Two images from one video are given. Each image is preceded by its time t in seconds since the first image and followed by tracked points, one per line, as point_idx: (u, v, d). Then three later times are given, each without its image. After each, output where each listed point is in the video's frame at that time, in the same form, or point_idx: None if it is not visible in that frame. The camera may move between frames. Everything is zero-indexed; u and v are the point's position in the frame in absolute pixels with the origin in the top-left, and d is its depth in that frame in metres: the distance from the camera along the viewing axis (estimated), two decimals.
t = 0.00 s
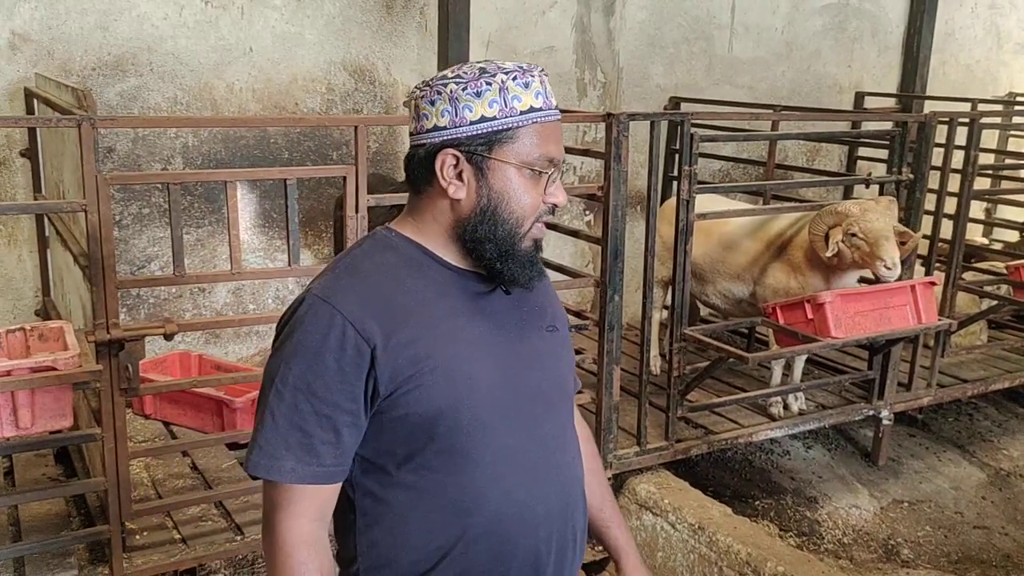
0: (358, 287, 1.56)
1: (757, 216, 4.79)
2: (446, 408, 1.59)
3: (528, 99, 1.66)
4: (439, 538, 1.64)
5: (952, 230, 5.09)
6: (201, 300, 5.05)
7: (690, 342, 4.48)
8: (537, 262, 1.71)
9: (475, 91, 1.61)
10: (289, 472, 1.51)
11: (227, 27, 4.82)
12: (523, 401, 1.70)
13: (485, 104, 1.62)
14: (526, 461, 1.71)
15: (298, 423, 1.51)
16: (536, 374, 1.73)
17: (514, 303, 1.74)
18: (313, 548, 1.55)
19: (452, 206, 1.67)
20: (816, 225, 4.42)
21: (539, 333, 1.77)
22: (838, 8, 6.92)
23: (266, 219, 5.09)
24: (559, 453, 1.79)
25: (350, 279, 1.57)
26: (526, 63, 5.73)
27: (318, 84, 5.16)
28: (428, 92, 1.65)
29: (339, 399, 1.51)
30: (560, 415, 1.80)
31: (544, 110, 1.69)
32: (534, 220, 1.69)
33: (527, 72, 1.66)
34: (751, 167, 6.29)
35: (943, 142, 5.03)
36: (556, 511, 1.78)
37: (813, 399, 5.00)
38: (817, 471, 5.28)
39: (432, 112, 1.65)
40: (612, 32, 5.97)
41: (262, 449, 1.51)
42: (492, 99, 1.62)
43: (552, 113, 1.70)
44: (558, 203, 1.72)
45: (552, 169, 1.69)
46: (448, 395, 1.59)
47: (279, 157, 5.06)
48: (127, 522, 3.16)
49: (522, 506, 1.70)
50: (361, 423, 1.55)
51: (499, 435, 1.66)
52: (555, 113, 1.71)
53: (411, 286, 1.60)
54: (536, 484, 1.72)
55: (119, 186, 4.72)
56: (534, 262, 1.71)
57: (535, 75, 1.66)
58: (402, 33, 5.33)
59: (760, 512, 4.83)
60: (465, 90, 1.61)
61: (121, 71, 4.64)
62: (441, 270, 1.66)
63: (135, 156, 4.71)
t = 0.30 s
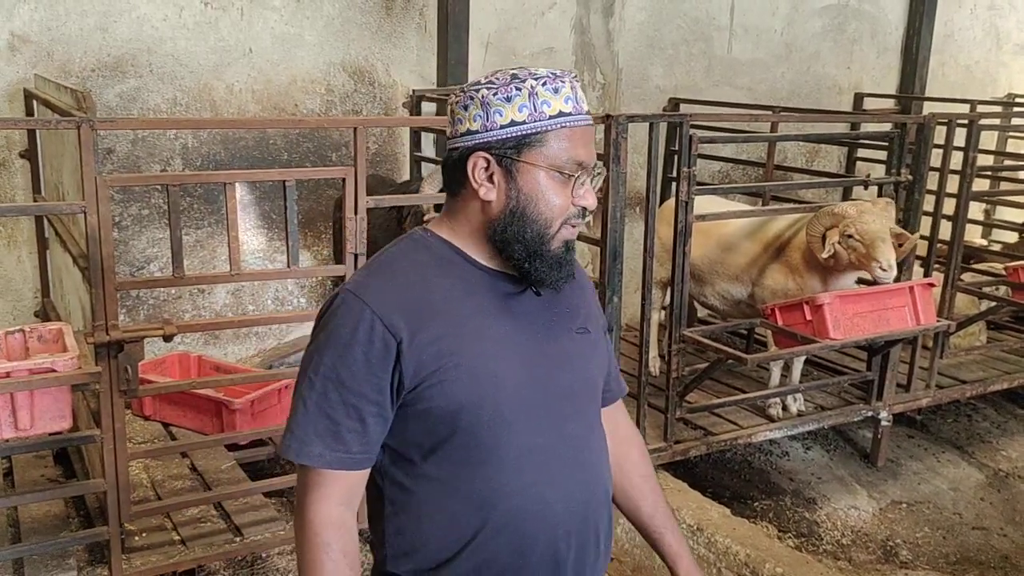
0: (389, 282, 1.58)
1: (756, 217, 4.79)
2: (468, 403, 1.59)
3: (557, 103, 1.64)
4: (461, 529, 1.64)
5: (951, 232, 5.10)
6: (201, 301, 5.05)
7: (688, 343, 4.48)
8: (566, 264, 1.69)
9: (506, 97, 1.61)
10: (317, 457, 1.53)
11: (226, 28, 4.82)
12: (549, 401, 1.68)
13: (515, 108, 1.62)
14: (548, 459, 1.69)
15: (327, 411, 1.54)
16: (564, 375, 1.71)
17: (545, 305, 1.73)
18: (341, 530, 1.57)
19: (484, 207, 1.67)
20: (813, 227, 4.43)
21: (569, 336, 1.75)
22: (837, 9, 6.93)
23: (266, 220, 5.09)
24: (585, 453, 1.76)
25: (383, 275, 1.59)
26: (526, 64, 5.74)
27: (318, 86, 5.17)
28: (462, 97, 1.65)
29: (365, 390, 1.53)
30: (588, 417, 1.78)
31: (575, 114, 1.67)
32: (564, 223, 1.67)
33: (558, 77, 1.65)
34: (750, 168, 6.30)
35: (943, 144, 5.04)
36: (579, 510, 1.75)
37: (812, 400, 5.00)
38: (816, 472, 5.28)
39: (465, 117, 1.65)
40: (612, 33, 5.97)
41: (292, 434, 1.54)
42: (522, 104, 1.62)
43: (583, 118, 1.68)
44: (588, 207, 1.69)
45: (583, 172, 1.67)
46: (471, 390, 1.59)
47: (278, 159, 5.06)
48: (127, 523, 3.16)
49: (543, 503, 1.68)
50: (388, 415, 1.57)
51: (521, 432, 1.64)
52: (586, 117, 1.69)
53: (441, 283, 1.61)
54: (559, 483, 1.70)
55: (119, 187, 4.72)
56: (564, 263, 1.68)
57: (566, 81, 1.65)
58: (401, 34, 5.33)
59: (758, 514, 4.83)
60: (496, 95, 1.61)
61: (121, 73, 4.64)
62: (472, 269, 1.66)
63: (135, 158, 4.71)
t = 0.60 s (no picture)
0: (405, 275, 1.60)
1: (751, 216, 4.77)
2: (475, 395, 1.58)
3: (520, 90, 1.61)
4: (467, 521, 1.62)
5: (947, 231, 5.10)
6: (196, 301, 5.05)
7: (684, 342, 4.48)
8: (543, 252, 1.59)
9: (477, 91, 1.66)
10: (328, 439, 1.55)
11: (221, 28, 4.82)
12: (560, 397, 1.66)
13: (484, 100, 1.64)
14: (556, 456, 1.65)
15: (340, 397, 1.56)
16: (577, 372, 1.69)
17: (560, 305, 1.72)
18: (352, 511, 1.59)
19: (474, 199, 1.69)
20: (807, 226, 4.43)
21: (584, 336, 1.72)
22: (832, 9, 6.93)
23: (261, 220, 5.09)
24: (597, 451, 1.72)
25: (399, 268, 1.61)
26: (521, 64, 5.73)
27: (313, 86, 5.16)
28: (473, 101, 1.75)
29: (377, 377, 1.55)
30: (602, 417, 1.74)
31: (540, 101, 1.61)
32: (534, 209, 1.60)
33: (525, 65, 1.62)
34: (746, 167, 6.31)
35: (938, 143, 5.04)
36: (586, 509, 1.70)
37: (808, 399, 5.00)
38: (811, 471, 5.29)
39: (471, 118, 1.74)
40: (607, 33, 5.97)
41: (306, 417, 1.57)
42: (488, 95, 1.64)
43: (553, 104, 1.62)
44: (563, 193, 1.59)
45: (552, 157, 1.60)
46: (478, 383, 1.58)
47: (273, 159, 5.06)
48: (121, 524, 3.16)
49: (547, 499, 1.65)
50: (399, 402, 1.58)
51: (529, 427, 1.62)
52: (558, 103, 1.62)
53: (455, 277, 1.62)
54: (567, 481, 1.67)
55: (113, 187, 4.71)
56: (541, 251, 1.59)
57: (530, 67, 1.61)
58: (396, 34, 5.33)
59: (754, 513, 4.84)
60: (473, 91, 1.67)
61: (115, 73, 4.63)
62: (484, 266, 1.67)
63: (129, 159, 4.70)
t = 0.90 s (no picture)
0: (396, 274, 1.61)
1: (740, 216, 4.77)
2: (462, 393, 1.59)
3: (487, 96, 1.61)
4: (454, 517, 1.62)
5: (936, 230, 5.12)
6: (187, 304, 5.04)
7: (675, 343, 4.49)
8: (516, 255, 1.60)
9: (454, 98, 1.68)
10: (320, 435, 1.57)
11: (210, 30, 4.81)
12: (549, 396, 1.65)
13: (459, 108, 1.66)
14: (543, 455, 1.65)
15: (331, 393, 1.59)
16: (566, 372, 1.67)
17: (552, 305, 1.71)
18: (344, 506, 1.61)
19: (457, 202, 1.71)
20: (797, 225, 4.44)
21: (575, 336, 1.71)
22: (822, 9, 6.96)
23: (251, 222, 5.08)
24: (586, 451, 1.71)
25: (392, 266, 1.63)
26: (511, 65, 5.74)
27: (303, 88, 5.16)
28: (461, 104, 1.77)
29: (366, 373, 1.57)
30: (593, 417, 1.73)
31: (507, 106, 1.61)
32: (507, 214, 1.61)
33: (493, 71, 1.62)
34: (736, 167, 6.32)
35: (927, 142, 5.06)
36: (574, 509, 1.69)
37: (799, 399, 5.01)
38: (803, 470, 5.31)
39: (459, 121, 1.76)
40: (597, 34, 5.98)
41: (298, 412, 1.60)
42: (462, 102, 1.66)
43: (521, 109, 1.62)
44: (532, 198, 1.60)
45: (522, 163, 1.60)
46: (465, 381, 1.59)
47: (263, 161, 5.05)
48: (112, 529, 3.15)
49: (534, 498, 1.64)
50: (389, 399, 1.60)
51: (516, 425, 1.62)
52: (525, 108, 1.62)
53: (446, 275, 1.63)
54: (555, 480, 1.66)
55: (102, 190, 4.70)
56: (515, 255, 1.60)
57: (495, 72, 1.61)
58: (386, 36, 5.33)
59: (746, 512, 4.85)
60: (452, 97, 1.69)
61: (104, 76, 4.61)
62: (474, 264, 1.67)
63: (119, 162, 4.69)
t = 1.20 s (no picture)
0: (393, 279, 1.62)
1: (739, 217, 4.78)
2: (457, 397, 1.59)
3: (477, 102, 1.62)
4: (449, 519, 1.62)
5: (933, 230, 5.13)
6: (185, 307, 5.04)
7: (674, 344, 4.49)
8: (509, 262, 1.60)
9: (446, 105, 1.69)
10: (317, 438, 1.58)
11: (207, 32, 4.79)
12: (545, 400, 1.65)
13: (450, 115, 1.67)
14: (538, 459, 1.65)
15: (328, 397, 1.59)
16: (562, 376, 1.67)
17: (548, 309, 1.71)
18: (339, 508, 1.62)
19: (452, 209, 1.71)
20: (794, 226, 4.45)
21: (571, 340, 1.70)
22: (818, 9, 6.97)
23: (249, 225, 5.08)
24: (582, 455, 1.71)
25: (388, 272, 1.64)
26: (508, 66, 5.74)
27: (300, 90, 5.15)
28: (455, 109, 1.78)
29: (362, 377, 1.58)
30: (589, 421, 1.73)
31: (496, 113, 1.62)
32: (499, 220, 1.61)
33: (482, 77, 1.63)
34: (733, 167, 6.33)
35: (923, 142, 5.07)
36: (569, 513, 1.69)
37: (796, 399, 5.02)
38: (801, 471, 5.32)
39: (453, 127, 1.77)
40: (594, 35, 5.98)
41: (296, 415, 1.61)
42: (453, 109, 1.66)
43: (510, 115, 1.62)
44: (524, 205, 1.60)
45: (512, 169, 1.60)
46: (460, 385, 1.59)
47: (261, 163, 5.05)
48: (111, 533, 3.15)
49: (529, 502, 1.64)
50: (386, 403, 1.61)
51: (511, 429, 1.62)
52: (514, 113, 1.62)
53: (442, 280, 1.64)
54: (550, 484, 1.66)
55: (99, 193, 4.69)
56: (507, 261, 1.60)
57: (484, 78, 1.61)
58: (384, 37, 5.33)
59: (745, 513, 4.86)
60: (444, 104, 1.70)
61: (101, 79, 4.59)
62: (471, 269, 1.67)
63: (116, 164, 4.68)
